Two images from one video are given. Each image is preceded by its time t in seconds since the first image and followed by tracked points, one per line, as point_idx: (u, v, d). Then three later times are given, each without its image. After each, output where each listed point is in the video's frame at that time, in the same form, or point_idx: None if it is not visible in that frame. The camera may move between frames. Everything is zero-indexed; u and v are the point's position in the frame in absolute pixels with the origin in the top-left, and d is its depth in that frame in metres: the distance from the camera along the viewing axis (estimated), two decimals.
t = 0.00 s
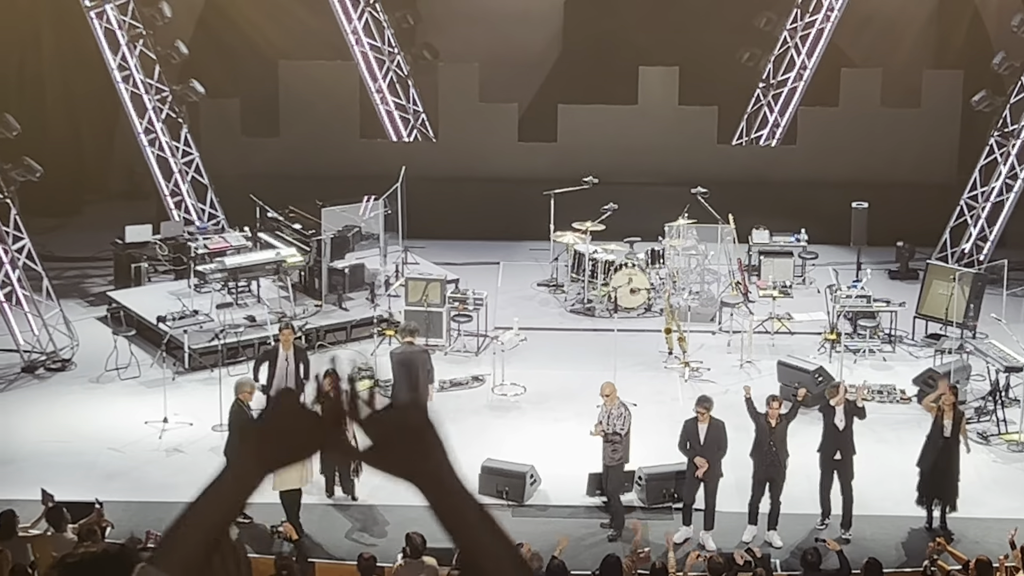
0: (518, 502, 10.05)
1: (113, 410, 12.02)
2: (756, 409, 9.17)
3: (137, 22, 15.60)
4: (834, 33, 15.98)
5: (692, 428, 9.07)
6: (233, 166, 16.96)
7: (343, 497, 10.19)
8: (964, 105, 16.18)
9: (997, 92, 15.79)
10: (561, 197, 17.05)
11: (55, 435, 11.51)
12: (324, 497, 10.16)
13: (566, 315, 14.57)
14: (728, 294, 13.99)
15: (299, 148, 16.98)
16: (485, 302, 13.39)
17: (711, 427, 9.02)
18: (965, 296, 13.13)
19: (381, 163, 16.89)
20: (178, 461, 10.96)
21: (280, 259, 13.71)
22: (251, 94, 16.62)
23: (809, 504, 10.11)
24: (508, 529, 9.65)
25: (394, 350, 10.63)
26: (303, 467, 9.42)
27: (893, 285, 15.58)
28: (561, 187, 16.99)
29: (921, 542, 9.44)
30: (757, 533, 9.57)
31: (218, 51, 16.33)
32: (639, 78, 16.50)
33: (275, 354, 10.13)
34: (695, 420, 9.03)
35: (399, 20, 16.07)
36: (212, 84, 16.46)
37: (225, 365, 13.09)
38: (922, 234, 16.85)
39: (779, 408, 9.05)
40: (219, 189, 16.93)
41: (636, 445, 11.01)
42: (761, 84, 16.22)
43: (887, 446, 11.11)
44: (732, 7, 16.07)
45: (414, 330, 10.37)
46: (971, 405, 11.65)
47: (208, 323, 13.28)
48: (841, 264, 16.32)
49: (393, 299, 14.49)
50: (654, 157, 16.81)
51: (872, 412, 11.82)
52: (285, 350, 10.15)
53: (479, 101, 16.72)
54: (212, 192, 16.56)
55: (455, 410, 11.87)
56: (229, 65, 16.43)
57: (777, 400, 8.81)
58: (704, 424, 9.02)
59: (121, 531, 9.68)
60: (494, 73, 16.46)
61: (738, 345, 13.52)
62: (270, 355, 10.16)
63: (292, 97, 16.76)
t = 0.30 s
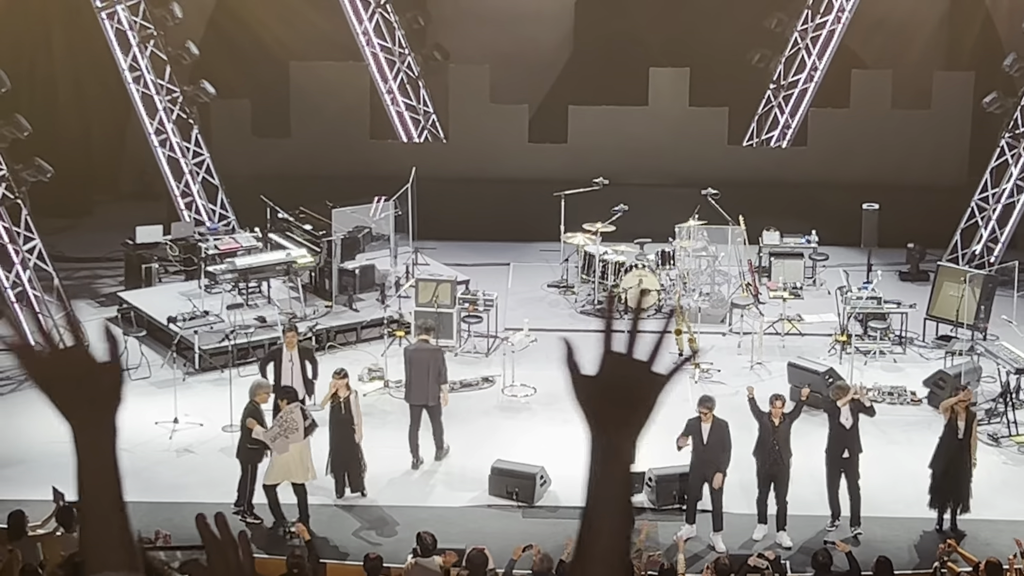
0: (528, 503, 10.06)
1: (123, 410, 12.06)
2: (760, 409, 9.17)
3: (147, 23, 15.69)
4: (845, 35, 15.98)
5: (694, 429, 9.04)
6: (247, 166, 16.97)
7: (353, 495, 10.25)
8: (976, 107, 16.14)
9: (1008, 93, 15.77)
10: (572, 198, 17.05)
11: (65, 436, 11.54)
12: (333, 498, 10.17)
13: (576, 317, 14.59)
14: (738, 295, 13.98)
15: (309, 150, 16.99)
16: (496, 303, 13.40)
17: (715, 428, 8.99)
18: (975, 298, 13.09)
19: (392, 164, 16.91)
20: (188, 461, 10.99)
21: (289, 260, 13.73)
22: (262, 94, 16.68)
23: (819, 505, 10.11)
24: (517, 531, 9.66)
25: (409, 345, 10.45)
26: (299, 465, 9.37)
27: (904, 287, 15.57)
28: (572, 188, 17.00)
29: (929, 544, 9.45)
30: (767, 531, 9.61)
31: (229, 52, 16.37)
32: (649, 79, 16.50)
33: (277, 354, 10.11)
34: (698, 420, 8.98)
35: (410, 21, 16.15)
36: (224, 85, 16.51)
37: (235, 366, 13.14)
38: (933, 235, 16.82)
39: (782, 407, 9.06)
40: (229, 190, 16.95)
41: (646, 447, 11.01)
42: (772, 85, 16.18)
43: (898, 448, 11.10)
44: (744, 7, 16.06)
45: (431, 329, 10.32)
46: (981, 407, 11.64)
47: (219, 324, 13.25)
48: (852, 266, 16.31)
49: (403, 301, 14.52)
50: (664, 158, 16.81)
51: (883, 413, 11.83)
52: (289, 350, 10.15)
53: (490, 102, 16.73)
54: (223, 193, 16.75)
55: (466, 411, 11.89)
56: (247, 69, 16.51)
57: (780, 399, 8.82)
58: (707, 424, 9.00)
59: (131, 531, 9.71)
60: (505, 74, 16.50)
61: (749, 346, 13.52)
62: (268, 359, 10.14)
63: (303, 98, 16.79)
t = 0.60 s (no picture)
0: (536, 503, 10.08)
1: (131, 410, 12.10)
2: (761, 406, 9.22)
3: (155, 23, 15.59)
4: (853, 35, 15.98)
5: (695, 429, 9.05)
6: (255, 166, 17.00)
7: (362, 492, 10.31)
8: (984, 107, 16.17)
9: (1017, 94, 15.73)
10: (579, 199, 17.06)
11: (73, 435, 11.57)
12: (343, 497, 10.20)
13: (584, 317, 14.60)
14: (747, 296, 13.93)
15: (317, 150, 17.02)
16: (503, 303, 13.42)
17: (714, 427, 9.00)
18: (984, 298, 13.10)
19: (400, 165, 16.94)
20: (196, 461, 11.02)
21: (297, 260, 13.76)
22: (270, 94, 16.69)
23: (827, 506, 10.11)
24: (525, 531, 9.67)
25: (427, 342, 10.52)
26: (287, 464, 9.28)
27: (912, 287, 15.56)
28: (579, 189, 17.02)
29: (937, 544, 9.44)
30: (775, 531, 9.60)
31: (238, 52, 16.43)
32: (657, 79, 16.50)
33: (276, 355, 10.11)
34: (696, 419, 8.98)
35: (418, 20, 16.16)
36: (232, 86, 16.57)
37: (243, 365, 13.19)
38: (941, 236, 16.81)
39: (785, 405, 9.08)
40: (237, 186, 17.00)
41: (655, 448, 11.01)
42: (780, 85, 16.23)
43: (906, 449, 11.09)
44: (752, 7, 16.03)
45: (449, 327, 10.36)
46: (990, 408, 11.65)
47: (227, 324, 13.30)
48: (860, 266, 16.32)
49: (410, 300, 14.56)
50: (671, 159, 16.81)
51: (892, 413, 11.83)
52: (288, 351, 10.12)
53: (498, 102, 16.74)
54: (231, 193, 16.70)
55: (474, 411, 11.89)
56: (254, 71, 16.52)
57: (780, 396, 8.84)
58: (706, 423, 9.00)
59: (139, 530, 9.75)
60: (513, 74, 16.51)
61: (756, 346, 13.53)
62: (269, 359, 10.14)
63: (311, 98, 16.80)
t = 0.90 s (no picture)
0: (541, 500, 10.09)
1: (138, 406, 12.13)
2: (765, 401, 9.24)
3: (161, 20, 15.59)
4: (859, 32, 15.93)
5: (691, 424, 9.06)
6: (261, 163, 17.03)
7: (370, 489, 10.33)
8: (990, 104, 16.10)
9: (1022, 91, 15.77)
10: (585, 195, 17.07)
11: (79, 432, 11.61)
12: (349, 495, 10.21)
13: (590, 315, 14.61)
14: (752, 292, 13.96)
15: (323, 147, 17.05)
16: (509, 301, 13.44)
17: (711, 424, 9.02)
18: (990, 296, 13.08)
19: (406, 161, 16.96)
20: (203, 457, 11.06)
21: (303, 257, 13.76)
22: (276, 91, 16.71)
23: (833, 502, 10.12)
24: (529, 530, 9.68)
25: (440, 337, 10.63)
26: (281, 461, 9.31)
27: (918, 284, 15.56)
28: (585, 186, 17.03)
29: (943, 543, 9.44)
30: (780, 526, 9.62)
31: (245, 50, 16.41)
32: (664, 76, 16.48)
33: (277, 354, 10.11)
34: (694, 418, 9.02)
35: (423, 18, 16.12)
36: (237, 82, 16.54)
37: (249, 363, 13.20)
38: (947, 234, 16.79)
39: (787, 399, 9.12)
40: (244, 186, 16.95)
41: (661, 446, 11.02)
42: (786, 82, 16.15)
43: (912, 447, 11.09)
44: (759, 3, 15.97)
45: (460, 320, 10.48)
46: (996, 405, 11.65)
47: (233, 320, 13.34)
48: (866, 263, 16.32)
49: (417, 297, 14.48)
50: (677, 156, 16.84)
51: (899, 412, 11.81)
52: (288, 350, 10.13)
53: (504, 99, 16.74)
54: (237, 189, 16.62)
55: (480, 408, 11.90)
56: (260, 69, 16.55)
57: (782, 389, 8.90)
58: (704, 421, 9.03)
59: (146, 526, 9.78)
60: (519, 71, 16.46)
61: (762, 344, 13.50)
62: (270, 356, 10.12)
63: (317, 94, 16.81)
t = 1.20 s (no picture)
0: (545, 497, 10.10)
1: (143, 402, 12.15)
2: (767, 395, 9.24)
3: (166, 16, 15.69)
4: (863, 28, 15.96)
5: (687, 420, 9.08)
6: (264, 161, 16.99)
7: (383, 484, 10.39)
8: (995, 100, 16.13)
9: None
10: (589, 191, 17.06)
11: (84, 428, 11.62)
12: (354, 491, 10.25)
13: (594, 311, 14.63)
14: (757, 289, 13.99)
15: (327, 141, 17.02)
16: (512, 296, 13.44)
17: (709, 421, 9.02)
18: (994, 292, 13.08)
19: (410, 157, 16.97)
20: (207, 453, 11.07)
21: (307, 253, 13.80)
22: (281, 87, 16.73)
23: (837, 499, 10.12)
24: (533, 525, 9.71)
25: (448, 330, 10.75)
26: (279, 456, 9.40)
27: (923, 281, 15.55)
28: (589, 182, 17.02)
29: (949, 537, 9.45)
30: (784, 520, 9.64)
31: (251, 46, 16.44)
32: (669, 72, 16.48)
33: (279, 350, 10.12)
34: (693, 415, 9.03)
35: (428, 14, 16.20)
36: (241, 78, 16.54)
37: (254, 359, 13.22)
38: (952, 231, 16.78)
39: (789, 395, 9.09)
40: (246, 180, 16.91)
41: (665, 442, 11.02)
42: (790, 79, 16.22)
43: (917, 443, 11.09)
44: None
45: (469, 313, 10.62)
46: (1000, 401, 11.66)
47: (237, 317, 13.34)
48: (871, 260, 16.31)
49: (420, 294, 14.53)
50: (682, 153, 16.78)
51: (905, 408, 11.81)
52: (289, 347, 10.12)
53: (508, 95, 16.75)
54: (241, 185, 16.69)
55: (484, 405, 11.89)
56: (267, 67, 16.57)
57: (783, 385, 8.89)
58: (703, 417, 9.03)
59: (150, 522, 9.79)
60: (523, 67, 16.48)
61: (766, 340, 13.51)
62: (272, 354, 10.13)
63: (322, 90, 16.82)
